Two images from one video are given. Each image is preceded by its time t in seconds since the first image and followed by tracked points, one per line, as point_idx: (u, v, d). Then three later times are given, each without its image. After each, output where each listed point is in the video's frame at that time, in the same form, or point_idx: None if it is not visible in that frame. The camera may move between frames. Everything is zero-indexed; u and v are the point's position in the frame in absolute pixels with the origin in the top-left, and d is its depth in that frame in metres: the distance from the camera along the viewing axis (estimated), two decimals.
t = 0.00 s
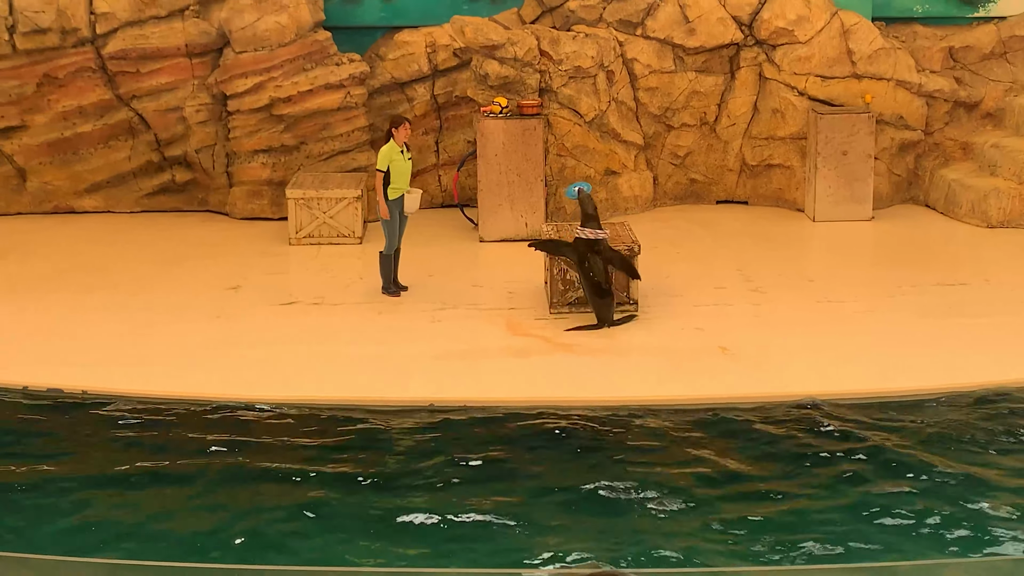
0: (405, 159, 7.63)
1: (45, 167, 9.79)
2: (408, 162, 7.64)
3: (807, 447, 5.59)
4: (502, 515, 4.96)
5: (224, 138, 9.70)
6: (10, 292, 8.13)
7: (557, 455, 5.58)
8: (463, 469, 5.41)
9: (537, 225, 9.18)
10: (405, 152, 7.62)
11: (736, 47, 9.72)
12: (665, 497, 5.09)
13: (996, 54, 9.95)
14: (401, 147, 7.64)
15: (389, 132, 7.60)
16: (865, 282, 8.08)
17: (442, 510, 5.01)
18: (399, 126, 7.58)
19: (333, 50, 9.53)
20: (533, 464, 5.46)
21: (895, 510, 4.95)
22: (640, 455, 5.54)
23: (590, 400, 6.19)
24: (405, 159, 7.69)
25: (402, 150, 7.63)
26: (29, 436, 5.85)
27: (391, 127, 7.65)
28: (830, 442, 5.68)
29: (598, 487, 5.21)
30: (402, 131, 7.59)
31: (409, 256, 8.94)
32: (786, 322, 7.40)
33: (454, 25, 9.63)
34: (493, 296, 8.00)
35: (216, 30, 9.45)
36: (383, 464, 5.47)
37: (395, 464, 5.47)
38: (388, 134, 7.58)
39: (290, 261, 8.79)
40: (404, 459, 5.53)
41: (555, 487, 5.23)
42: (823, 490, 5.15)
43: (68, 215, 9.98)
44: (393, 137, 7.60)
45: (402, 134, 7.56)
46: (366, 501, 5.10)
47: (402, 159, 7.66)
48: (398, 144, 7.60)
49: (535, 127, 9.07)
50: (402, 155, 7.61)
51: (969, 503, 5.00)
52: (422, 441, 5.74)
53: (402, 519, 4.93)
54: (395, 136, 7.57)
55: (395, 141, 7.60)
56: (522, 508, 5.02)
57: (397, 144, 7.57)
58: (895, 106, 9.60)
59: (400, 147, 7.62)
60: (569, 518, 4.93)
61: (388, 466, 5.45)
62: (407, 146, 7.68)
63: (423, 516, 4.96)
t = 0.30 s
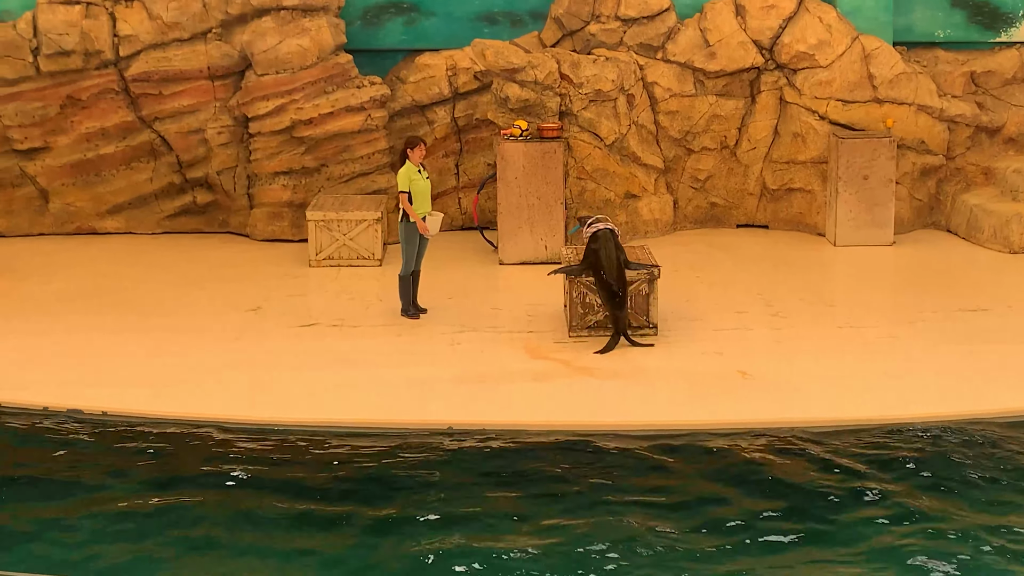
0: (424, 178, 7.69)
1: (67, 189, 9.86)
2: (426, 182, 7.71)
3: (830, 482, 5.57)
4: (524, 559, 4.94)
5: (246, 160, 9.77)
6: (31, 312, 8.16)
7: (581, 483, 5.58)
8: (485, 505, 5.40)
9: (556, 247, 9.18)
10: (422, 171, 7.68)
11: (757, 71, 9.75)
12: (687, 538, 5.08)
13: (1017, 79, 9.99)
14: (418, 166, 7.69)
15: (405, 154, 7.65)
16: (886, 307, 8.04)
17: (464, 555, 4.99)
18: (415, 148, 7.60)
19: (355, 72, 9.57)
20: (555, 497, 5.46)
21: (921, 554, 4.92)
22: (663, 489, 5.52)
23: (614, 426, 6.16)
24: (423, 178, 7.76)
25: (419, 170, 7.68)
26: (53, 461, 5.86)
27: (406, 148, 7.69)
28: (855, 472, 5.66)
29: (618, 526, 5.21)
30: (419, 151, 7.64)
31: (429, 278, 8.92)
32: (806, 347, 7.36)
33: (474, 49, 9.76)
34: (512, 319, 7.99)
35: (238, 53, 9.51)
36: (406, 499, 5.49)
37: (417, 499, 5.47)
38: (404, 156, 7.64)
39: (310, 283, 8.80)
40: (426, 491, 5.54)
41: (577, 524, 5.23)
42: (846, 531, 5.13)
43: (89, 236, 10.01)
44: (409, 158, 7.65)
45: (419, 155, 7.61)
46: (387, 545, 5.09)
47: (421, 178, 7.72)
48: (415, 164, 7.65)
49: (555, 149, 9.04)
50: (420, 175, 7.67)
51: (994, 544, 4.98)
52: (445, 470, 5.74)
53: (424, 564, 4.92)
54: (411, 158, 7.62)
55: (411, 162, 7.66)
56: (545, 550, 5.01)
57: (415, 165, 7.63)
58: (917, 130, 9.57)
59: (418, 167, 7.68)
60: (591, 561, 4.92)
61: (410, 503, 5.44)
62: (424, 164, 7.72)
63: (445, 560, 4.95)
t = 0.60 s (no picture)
0: (445, 205, 7.73)
1: (89, 215, 9.92)
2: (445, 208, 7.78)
3: (855, 515, 5.52)
4: None
5: (266, 185, 9.82)
6: (51, 337, 8.18)
7: (601, 512, 5.57)
8: (506, 536, 5.36)
9: (575, 273, 9.16)
10: (442, 197, 7.72)
11: (776, 97, 9.73)
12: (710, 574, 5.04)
13: None
14: (437, 193, 7.73)
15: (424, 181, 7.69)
16: (908, 335, 7.99)
17: None
18: (435, 174, 7.64)
19: (374, 98, 9.61)
20: (576, 529, 5.42)
21: None
22: (685, 521, 5.47)
23: (634, 455, 6.12)
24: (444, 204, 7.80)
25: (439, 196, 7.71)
26: (74, 488, 5.87)
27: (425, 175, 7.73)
28: (879, 505, 5.60)
29: (643, 559, 5.15)
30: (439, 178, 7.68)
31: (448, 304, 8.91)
32: (827, 374, 7.31)
33: (494, 75, 9.73)
34: (531, 345, 7.96)
35: (259, 80, 9.59)
36: (426, 527, 5.45)
37: (437, 529, 5.44)
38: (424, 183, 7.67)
39: (328, 309, 8.79)
40: (446, 521, 5.51)
41: (600, 557, 5.19)
42: (872, 566, 5.08)
43: (110, 261, 10.05)
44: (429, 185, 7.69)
45: (440, 181, 7.64)
46: None
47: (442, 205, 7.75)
48: (434, 191, 7.68)
49: (574, 175, 9.01)
50: (441, 201, 7.70)
51: None
52: (465, 499, 5.71)
53: None
54: (431, 184, 7.65)
55: (431, 189, 7.69)
56: None
57: (435, 191, 7.66)
58: (937, 157, 9.56)
59: (437, 194, 7.71)
60: None
61: (431, 532, 5.41)
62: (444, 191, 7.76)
63: None
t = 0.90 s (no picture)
0: (466, 231, 7.66)
1: (103, 239, 9.93)
2: (466, 233, 7.69)
3: (877, 543, 5.46)
4: None
5: (280, 209, 9.80)
6: (64, 361, 8.16)
7: (616, 539, 5.53)
8: (522, 563, 5.32)
9: (589, 297, 9.12)
10: (464, 224, 7.65)
11: (790, 120, 9.74)
12: None
13: None
14: (458, 219, 7.67)
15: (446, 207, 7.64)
16: (925, 359, 7.93)
17: None
18: (457, 200, 7.57)
19: (388, 122, 9.61)
20: (594, 556, 5.37)
21: None
22: (704, 549, 5.43)
23: (651, 480, 6.07)
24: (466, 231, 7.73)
25: (461, 223, 7.65)
26: (87, 514, 5.84)
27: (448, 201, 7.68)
28: (901, 533, 5.54)
29: None
30: (461, 205, 7.62)
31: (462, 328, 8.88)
32: (844, 398, 7.25)
33: (508, 98, 9.79)
34: (545, 369, 7.91)
35: (274, 103, 9.62)
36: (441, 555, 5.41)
37: (453, 556, 5.39)
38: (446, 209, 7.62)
39: (341, 333, 8.76)
40: (462, 548, 5.46)
41: None
42: None
43: (123, 284, 10.06)
44: (451, 211, 7.63)
45: (462, 207, 7.58)
46: None
47: (463, 232, 7.69)
48: (456, 217, 7.62)
49: (587, 199, 8.97)
50: (462, 228, 7.64)
51: None
52: (480, 527, 5.66)
53: None
54: (452, 210, 7.60)
55: (453, 215, 7.63)
56: None
57: (456, 217, 7.60)
58: (952, 180, 9.52)
59: (459, 220, 7.65)
60: None
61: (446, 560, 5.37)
62: (465, 218, 7.70)
63: None
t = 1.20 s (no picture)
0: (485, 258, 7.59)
1: (107, 260, 9.94)
2: (487, 259, 7.61)
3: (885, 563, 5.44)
4: None
5: (284, 231, 9.84)
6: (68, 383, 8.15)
7: (624, 560, 5.51)
8: None
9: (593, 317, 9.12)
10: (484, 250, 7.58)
11: (794, 140, 9.80)
12: None
13: None
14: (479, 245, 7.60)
15: (468, 232, 7.58)
16: (930, 378, 7.92)
17: None
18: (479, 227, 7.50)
19: (392, 143, 9.64)
20: None
21: None
22: (711, 568, 5.40)
23: (659, 501, 6.05)
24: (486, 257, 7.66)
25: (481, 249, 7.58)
26: (92, 538, 5.81)
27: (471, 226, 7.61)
28: (909, 554, 5.52)
29: None
30: (482, 231, 7.54)
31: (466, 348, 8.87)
32: (850, 418, 7.24)
33: (511, 119, 9.83)
34: (550, 390, 7.90)
35: (278, 125, 9.66)
36: None
37: None
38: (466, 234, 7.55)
39: (346, 354, 8.75)
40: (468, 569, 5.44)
41: None
42: None
43: (127, 306, 10.06)
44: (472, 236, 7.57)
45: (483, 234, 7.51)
46: None
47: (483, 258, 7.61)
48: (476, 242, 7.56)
49: (592, 219, 8.92)
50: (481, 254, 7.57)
51: None
52: (487, 547, 5.64)
53: None
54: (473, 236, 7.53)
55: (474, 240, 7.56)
56: None
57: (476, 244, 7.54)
58: (956, 200, 9.53)
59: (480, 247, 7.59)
60: None
61: None
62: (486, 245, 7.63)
63: None
